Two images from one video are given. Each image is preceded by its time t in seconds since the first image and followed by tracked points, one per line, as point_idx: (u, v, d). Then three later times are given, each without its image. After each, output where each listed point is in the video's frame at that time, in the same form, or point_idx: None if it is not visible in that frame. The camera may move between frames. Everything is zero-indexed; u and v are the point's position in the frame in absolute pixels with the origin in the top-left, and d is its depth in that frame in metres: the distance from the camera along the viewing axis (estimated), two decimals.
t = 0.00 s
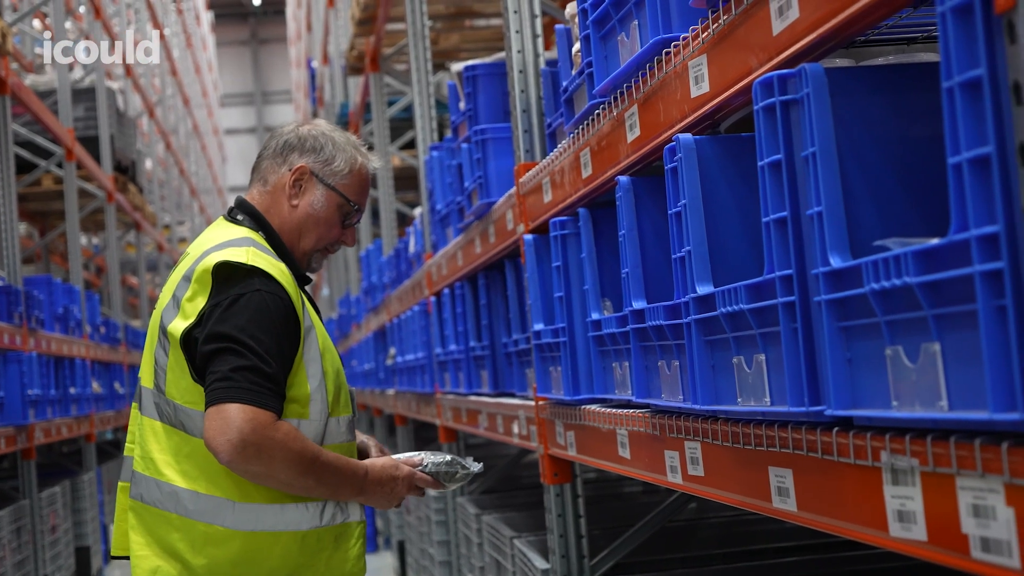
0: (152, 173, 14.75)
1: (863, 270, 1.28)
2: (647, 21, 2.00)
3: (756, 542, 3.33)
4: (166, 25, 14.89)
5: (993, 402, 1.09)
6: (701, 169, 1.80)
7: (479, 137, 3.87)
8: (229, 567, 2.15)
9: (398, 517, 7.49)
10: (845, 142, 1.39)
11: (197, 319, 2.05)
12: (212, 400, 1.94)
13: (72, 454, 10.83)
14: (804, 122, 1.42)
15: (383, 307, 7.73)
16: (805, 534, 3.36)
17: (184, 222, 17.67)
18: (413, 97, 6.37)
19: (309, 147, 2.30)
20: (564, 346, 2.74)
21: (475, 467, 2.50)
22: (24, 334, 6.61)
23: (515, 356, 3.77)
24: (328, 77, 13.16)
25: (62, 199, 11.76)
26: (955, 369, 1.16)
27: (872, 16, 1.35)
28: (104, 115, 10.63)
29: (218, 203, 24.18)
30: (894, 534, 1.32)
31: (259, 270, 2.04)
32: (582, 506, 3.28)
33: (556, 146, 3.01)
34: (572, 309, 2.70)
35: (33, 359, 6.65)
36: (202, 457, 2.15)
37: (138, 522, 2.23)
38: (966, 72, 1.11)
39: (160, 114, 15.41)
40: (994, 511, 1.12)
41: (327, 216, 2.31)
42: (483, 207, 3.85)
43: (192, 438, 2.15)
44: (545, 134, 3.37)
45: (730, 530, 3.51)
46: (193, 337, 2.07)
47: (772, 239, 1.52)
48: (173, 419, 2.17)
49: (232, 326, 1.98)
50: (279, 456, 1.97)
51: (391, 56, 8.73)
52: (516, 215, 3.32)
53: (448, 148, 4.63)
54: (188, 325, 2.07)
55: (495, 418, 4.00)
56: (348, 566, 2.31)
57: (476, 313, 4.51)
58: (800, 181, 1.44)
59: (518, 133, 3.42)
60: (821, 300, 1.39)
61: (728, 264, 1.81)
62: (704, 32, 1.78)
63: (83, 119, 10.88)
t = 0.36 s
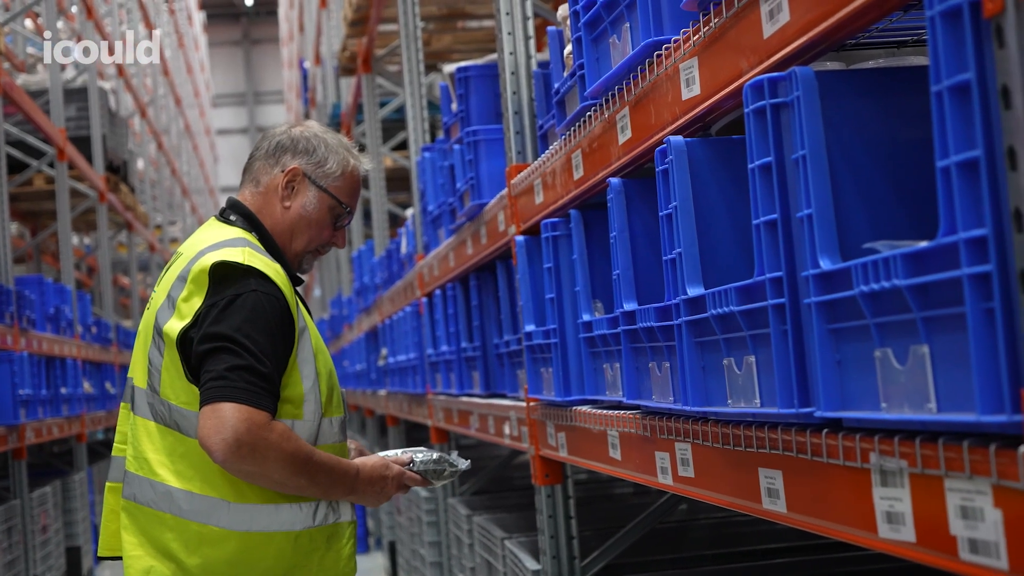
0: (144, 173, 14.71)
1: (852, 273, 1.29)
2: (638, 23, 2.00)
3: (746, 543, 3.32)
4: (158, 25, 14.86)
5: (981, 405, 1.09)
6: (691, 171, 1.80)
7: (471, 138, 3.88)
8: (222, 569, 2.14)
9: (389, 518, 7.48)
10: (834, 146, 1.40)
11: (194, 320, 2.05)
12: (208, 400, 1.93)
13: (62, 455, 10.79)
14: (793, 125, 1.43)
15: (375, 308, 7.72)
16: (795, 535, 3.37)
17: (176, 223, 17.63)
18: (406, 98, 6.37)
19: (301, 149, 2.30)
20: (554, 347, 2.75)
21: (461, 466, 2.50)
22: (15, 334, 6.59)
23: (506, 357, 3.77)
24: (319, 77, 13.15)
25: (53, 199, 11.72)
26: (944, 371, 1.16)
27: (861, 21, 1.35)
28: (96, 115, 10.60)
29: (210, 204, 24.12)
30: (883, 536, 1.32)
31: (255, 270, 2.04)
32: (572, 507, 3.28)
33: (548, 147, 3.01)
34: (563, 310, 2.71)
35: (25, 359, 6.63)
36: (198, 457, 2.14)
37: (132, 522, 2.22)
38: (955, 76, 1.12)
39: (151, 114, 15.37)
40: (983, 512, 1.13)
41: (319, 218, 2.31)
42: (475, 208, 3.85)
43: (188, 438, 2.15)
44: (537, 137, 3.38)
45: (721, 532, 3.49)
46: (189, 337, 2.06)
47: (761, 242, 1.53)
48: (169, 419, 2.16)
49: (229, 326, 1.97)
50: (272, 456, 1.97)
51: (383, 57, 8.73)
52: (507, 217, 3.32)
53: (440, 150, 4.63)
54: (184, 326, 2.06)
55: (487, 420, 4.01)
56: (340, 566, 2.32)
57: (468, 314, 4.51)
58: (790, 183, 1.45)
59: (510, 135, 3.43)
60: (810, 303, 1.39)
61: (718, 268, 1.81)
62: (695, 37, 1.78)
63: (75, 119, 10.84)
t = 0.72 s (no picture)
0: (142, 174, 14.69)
1: (851, 276, 1.29)
2: (638, 26, 2.01)
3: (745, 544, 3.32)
4: (156, 26, 14.85)
5: (981, 407, 1.09)
6: (691, 174, 1.81)
7: (469, 140, 3.87)
8: (224, 569, 2.14)
9: (388, 519, 7.47)
10: (833, 149, 1.40)
11: (197, 319, 2.05)
12: (211, 398, 1.93)
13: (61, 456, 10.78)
14: (793, 128, 1.43)
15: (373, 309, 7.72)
16: (793, 537, 3.38)
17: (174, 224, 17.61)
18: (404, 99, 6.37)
19: (304, 151, 2.30)
20: (554, 348, 2.75)
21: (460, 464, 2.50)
22: (14, 334, 6.59)
23: (505, 358, 3.77)
24: (318, 78, 13.15)
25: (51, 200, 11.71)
26: (943, 373, 1.17)
27: (860, 24, 1.36)
28: (94, 115, 10.60)
29: (208, 205, 24.11)
30: (882, 537, 1.32)
31: (258, 270, 2.04)
32: (571, 508, 3.29)
33: (548, 149, 3.01)
34: (562, 311, 2.71)
35: (23, 360, 6.62)
36: (200, 456, 2.14)
37: (133, 521, 2.22)
38: (954, 80, 1.12)
39: (150, 115, 15.36)
40: (981, 513, 1.13)
41: (322, 219, 2.31)
42: (474, 209, 3.86)
43: (191, 438, 2.15)
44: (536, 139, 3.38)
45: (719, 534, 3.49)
46: (192, 336, 2.06)
47: (761, 244, 1.53)
48: (171, 419, 2.16)
49: (232, 325, 1.97)
50: (275, 455, 1.97)
51: (381, 58, 8.73)
52: (507, 219, 3.32)
53: (439, 152, 4.63)
54: (187, 325, 2.06)
55: (486, 421, 4.01)
56: (341, 566, 2.32)
57: (466, 316, 4.51)
58: (789, 187, 1.45)
59: (509, 137, 3.43)
60: (810, 305, 1.40)
61: (718, 269, 1.82)
62: (697, 39, 1.79)
63: (73, 120, 10.83)
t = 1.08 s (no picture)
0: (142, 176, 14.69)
1: (855, 277, 1.29)
2: (640, 28, 2.01)
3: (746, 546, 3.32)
4: (156, 28, 14.84)
5: (984, 409, 1.09)
6: (693, 174, 1.81)
7: (471, 141, 3.87)
8: (228, 569, 2.14)
9: (388, 521, 7.47)
10: (836, 151, 1.41)
11: (201, 320, 2.05)
12: (214, 399, 1.94)
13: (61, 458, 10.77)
14: (796, 130, 1.43)
15: (373, 311, 7.72)
16: (794, 538, 3.38)
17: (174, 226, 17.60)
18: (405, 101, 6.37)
19: (308, 153, 2.30)
20: (556, 350, 2.75)
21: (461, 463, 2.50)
22: (14, 336, 6.59)
23: (506, 360, 3.77)
24: (318, 80, 13.15)
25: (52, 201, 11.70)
26: (946, 375, 1.17)
27: (862, 26, 1.36)
28: (95, 117, 10.59)
29: (208, 207, 24.10)
30: (885, 539, 1.33)
31: (262, 271, 2.04)
32: (573, 510, 3.29)
33: (548, 151, 3.01)
34: (563, 313, 2.71)
35: (23, 361, 6.62)
36: (203, 457, 2.14)
37: (137, 521, 2.21)
38: (957, 82, 1.12)
39: (150, 117, 15.36)
40: (985, 515, 1.13)
41: (325, 221, 2.31)
42: (475, 211, 3.86)
43: (195, 439, 2.15)
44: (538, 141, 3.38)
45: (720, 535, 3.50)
46: (196, 337, 2.06)
47: (764, 246, 1.53)
48: (175, 420, 2.16)
49: (235, 326, 1.98)
50: (278, 455, 1.97)
51: (382, 60, 8.72)
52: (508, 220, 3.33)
53: (440, 153, 4.63)
54: (191, 326, 2.07)
55: (487, 422, 4.01)
56: (343, 567, 2.32)
57: (468, 317, 4.50)
58: (792, 189, 1.46)
59: (511, 138, 3.43)
60: (812, 306, 1.40)
61: (721, 270, 1.82)
62: (699, 41, 1.79)
63: (73, 121, 10.79)
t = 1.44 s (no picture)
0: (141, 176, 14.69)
1: (860, 277, 1.28)
2: (643, 27, 2.00)
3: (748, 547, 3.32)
4: (156, 27, 14.83)
5: (990, 409, 1.09)
6: (697, 174, 1.81)
7: (472, 141, 3.86)
8: (229, 567, 2.13)
9: (388, 521, 7.47)
10: (841, 150, 1.40)
11: (205, 319, 2.04)
12: (219, 397, 1.93)
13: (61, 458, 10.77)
14: (800, 130, 1.43)
15: (373, 311, 7.72)
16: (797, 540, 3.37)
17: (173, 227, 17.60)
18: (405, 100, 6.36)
19: (312, 155, 2.30)
20: (557, 350, 2.73)
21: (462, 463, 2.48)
22: (13, 337, 6.60)
23: (507, 361, 3.77)
24: (318, 80, 13.15)
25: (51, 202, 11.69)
26: (951, 375, 1.16)
27: (867, 25, 1.36)
28: (94, 117, 10.59)
29: (207, 207, 24.11)
30: (891, 540, 1.32)
31: (266, 271, 2.03)
32: (574, 511, 3.28)
33: (551, 151, 3.00)
34: (565, 314, 2.70)
35: (22, 362, 6.61)
36: (205, 455, 2.14)
37: (138, 520, 2.21)
38: (964, 80, 1.12)
39: (149, 117, 15.36)
40: (992, 516, 1.13)
41: (328, 222, 2.31)
42: (476, 211, 3.85)
43: (198, 437, 2.14)
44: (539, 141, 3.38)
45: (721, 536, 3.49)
46: (200, 336, 2.06)
47: (769, 246, 1.53)
48: (178, 418, 2.15)
49: (240, 325, 1.97)
50: (281, 453, 1.96)
51: (381, 59, 8.72)
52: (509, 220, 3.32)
53: (440, 153, 4.63)
54: (195, 325, 2.06)
55: (487, 423, 4.00)
56: (344, 566, 2.31)
57: (469, 318, 4.50)
58: (797, 189, 1.45)
59: (512, 138, 3.43)
60: (818, 306, 1.39)
61: (725, 270, 1.81)
62: (702, 40, 1.78)
63: (72, 120, 10.68)
